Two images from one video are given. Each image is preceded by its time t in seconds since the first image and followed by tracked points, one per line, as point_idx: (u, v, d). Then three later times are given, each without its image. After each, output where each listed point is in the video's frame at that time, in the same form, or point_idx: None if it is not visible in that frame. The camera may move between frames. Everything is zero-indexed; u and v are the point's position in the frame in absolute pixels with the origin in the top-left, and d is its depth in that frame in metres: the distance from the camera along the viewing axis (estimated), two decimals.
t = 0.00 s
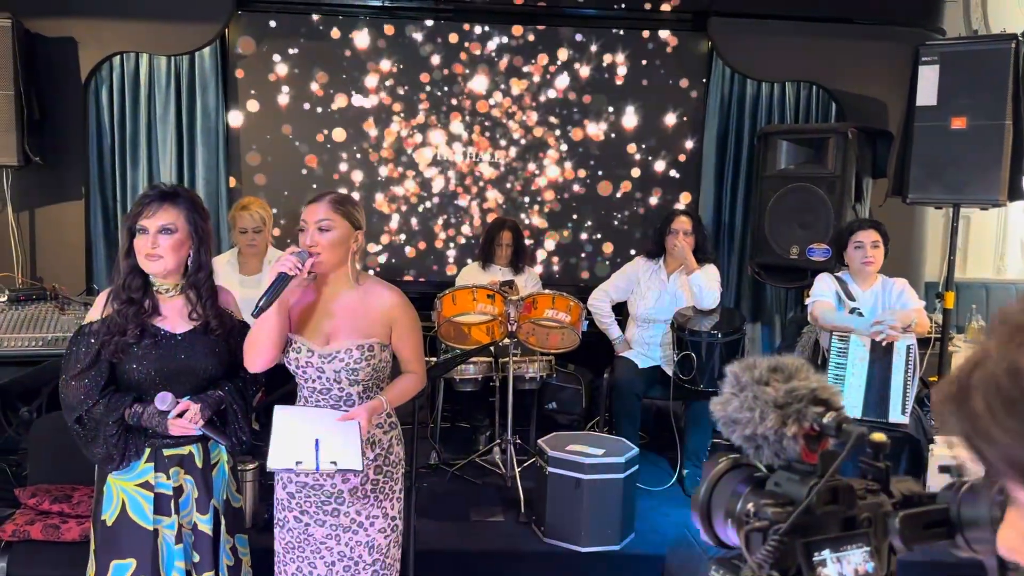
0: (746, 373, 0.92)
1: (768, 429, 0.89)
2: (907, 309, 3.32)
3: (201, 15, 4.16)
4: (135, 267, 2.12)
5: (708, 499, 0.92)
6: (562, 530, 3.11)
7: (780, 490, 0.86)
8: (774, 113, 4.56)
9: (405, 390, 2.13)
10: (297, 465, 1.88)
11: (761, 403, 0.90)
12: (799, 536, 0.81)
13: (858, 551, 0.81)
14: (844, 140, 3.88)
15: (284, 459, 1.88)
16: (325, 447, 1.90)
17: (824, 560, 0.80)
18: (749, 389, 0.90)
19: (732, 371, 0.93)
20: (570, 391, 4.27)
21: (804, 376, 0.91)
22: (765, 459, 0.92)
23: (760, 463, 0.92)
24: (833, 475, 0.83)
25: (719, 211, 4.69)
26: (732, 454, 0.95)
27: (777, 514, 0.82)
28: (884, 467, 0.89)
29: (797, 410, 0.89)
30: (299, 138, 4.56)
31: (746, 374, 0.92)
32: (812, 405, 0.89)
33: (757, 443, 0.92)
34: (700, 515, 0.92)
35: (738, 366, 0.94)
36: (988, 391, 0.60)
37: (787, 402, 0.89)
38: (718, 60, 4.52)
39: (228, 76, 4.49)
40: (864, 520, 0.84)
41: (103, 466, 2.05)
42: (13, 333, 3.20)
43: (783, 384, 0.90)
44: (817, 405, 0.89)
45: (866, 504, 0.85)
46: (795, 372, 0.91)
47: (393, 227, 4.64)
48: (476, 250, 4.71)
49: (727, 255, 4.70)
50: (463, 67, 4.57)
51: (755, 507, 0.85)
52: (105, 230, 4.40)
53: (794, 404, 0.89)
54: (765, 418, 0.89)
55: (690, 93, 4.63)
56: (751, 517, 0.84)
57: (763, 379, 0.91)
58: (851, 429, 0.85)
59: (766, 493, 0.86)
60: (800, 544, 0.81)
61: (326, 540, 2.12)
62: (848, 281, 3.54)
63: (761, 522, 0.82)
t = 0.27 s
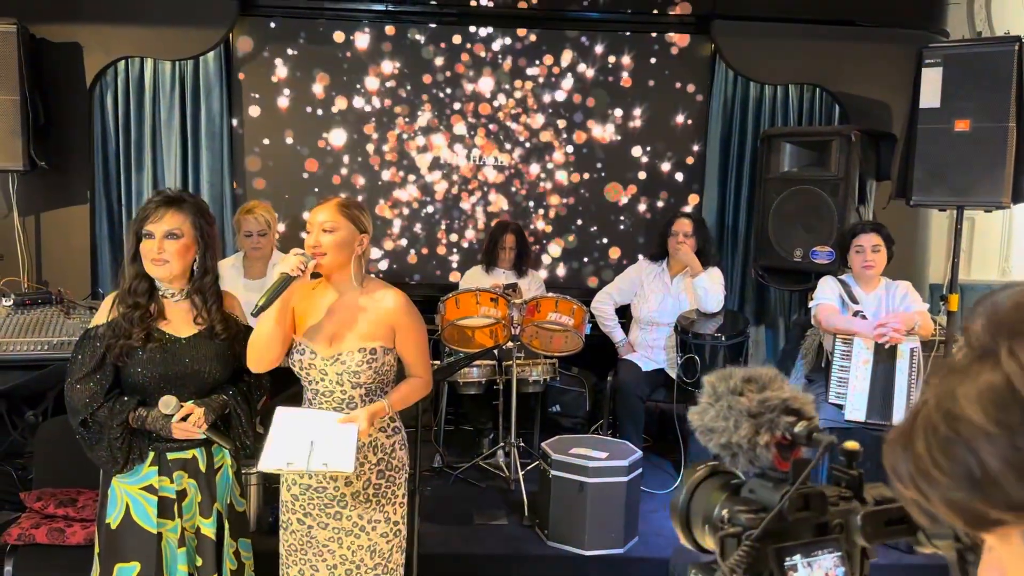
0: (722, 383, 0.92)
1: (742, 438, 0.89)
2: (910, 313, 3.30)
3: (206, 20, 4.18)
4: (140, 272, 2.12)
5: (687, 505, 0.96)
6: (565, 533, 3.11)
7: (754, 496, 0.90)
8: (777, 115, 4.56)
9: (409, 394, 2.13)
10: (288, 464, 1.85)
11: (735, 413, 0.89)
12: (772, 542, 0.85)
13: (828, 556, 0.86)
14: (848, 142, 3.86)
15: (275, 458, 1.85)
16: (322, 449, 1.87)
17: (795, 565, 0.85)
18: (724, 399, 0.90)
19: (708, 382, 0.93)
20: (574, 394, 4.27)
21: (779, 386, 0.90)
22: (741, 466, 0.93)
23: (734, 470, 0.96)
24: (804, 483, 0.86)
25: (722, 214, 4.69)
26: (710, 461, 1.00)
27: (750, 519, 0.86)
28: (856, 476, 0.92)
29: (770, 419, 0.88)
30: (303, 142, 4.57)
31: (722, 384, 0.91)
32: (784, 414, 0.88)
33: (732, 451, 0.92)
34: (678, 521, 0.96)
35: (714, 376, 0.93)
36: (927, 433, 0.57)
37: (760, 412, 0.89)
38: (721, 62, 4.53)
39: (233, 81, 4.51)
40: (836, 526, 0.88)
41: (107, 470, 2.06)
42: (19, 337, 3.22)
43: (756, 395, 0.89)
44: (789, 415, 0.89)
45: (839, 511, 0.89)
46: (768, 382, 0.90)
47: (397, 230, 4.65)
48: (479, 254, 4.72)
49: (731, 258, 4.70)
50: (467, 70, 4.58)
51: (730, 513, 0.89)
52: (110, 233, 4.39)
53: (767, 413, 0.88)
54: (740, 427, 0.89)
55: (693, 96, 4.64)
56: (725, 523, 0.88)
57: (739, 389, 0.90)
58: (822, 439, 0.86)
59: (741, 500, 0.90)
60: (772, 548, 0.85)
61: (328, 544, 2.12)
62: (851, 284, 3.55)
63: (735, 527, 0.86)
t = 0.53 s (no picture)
0: (707, 389, 0.95)
1: (727, 441, 0.92)
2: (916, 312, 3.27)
3: (212, 23, 4.20)
4: (150, 274, 2.16)
5: (675, 506, 0.97)
6: (571, 534, 3.11)
7: (739, 499, 0.92)
8: (782, 116, 4.56)
9: (414, 396, 2.13)
10: (285, 465, 1.84)
11: (720, 417, 0.92)
12: (755, 543, 0.88)
13: (811, 556, 0.89)
14: (853, 143, 3.85)
15: (272, 459, 1.84)
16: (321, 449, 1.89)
17: (777, 565, 0.87)
18: (709, 403, 0.92)
19: (695, 388, 0.96)
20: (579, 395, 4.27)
21: (762, 392, 0.93)
22: (727, 470, 0.95)
23: (722, 473, 0.97)
24: (787, 484, 0.88)
25: (727, 215, 4.69)
26: (699, 464, 1.02)
27: (735, 521, 0.88)
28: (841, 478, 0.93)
29: (754, 424, 0.91)
30: (309, 144, 4.59)
31: (708, 390, 0.94)
32: (767, 418, 0.91)
33: (718, 455, 0.95)
34: (666, 522, 0.97)
35: (702, 382, 0.96)
36: (894, 448, 0.58)
37: (744, 417, 0.92)
38: (726, 63, 4.52)
39: (239, 84, 4.53)
40: (818, 527, 0.90)
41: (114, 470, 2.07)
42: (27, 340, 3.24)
43: (741, 399, 0.92)
44: (773, 419, 0.91)
45: (821, 512, 0.91)
46: (753, 388, 0.93)
47: (401, 233, 4.66)
48: (484, 255, 4.72)
49: (736, 258, 4.70)
50: (472, 72, 4.58)
51: (716, 515, 0.90)
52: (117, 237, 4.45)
53: (750, 418, 0.91)
54: (724, 431, 0.92)
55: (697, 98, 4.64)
56: (710, 525, 0.90)
57: (724, 394, 0.93)
58: (803, 442, 0.88)
59: (726, 502, 0.91)
60: (755, 549, 0.87)
61: (333, 544, 2.13)
62: (855, 284, 3.54)
63: (720, 529, 0.88)
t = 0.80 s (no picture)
0: (703, 392, 1.01)
1: (722, 441, 0.97)
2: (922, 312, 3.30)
3: (218, 26, 4.22)
4: (155, 276, 2.15)
5: (673, 505, 1.02)
6: (577, 535, 3.12)
7: (734, 499, 0.95)
8: (787, 116, 4.56)
9: (418, 398, 2.13)
10: (286, 467, 1.82)
11: (715, 419, 0.97)
12: (749, 542, 0.90)
13: (804, 556, 0.91)
14: (858, 143, 3.86)
15: (274, 461, 1.83)
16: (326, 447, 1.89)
17: (771, 564, 0.90)
18: (705, 405, 0.98)
19: (691, 390, 1.02)
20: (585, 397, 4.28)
21: (756, 394, 0.99)
22: (723, 471, 1.00)
23: (718, 474, 1.01)
24: (781, 484, 0.91)
25: (733, 215, 4.69)
26: (697, 466, 1.07)
27: (729, 520, 0.91)
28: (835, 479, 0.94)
29: (748, 425, 0.96)
30: (315, 146, 4.61)
31: (703, 392, 1.00)
32: (761, 420, 0.96)
33: (714, 456, 1.00)
34: (665, 520, 1.03)
35: (697, 385, 1.02)
36: (884, 447, 0.59)
37: (738, 418, 0.97)
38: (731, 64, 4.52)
39: (245, 86, 4.55)
40: (812, 526, 0.93)
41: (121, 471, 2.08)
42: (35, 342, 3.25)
43: (735, 401, 0.98)
44: (766, 420, 0.97)
45: (815, 513, 0.92)
46: (747, 391, 0.99)
47: (406, 234, 4.68)
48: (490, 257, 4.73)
49: (742, 259, 4.70)
50: (477, 74, 4.59)
51: (711, 515, 0.93)
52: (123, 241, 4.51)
53: (745, 419, 0.96)
54: (719, 432, 0.97)
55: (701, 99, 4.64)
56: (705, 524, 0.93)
57: (719, 397, 0.99)
58: (795, 442, 0.92)
59: (721, 502, 0.95)
60: (750, 547, 0.90)
61: (338, 544, 2.13)
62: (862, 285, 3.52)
63: (715, 528, 0.91)
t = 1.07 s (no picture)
0: (699, 385, 0.96)
1: (716, 436, 0.93)
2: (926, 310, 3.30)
3: (220, 28, 4.22)
4: (156, 277, 2.14)
5: (669, 500, 1.00)
6: (580, 536, 3.11)
7: (729, 492, 0.92)
8: (790, 116, 4.55)
9: (419, 397, 2.12)
10: (288, 460, 1.83)
11: (710, 413, 0.93)
12: (743, 535, 0.87)
13: (799, 548, 0.87)
14: (861, 142, 3.85)
15: (277, 454, 1.85)
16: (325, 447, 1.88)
17: (766, 556, 0.86)
18: (699, 399, 0.94)
19: (685, 383, 0.97)
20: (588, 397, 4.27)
21: (752, 387, 0.94)
22: (718, 464, 0.96)
23: (713, 467, 0.98)
24: (776, 477, 0.88)
25: (736, 215, 4.68)
26: (693, 459, 1.04)
27: (724, 513, 0.89)
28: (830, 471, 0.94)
29: (743, 418, 0.92)
30: (317, 148, 4.60)
31: (698, 386, 0.96)
32: (756, 413, 0.92)
33: (708, 450, 0.96)
34: (661, 514, 1.01)
35: (693, 378, 0.97)
36: (871, 443, 0.57)
37: (734, 412, 0.93)
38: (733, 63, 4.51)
39: (246, 87, 4.55)
40: (805, 519, 0.90)
41: (122, 473, 2.07)
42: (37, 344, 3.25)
43: (731, 395, 0.93)
44: (762, 414, 0.92)
45: (809, 506, 0.91)
46: (743, 384, 0.94)
47: (408, 235, 4.67)
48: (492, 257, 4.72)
49: (745, 258, 4.69)
50: (480, 74, 4.59)
51: (706, 507, 0.91)
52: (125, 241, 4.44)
53: (740, 412, 0.92)
54: (714, 426, 0.93)
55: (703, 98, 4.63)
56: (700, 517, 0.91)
57: (714, 391, 0.95)
58: (790, 435, 0.88)
59: (717, 495, 0.93)
60: (744, 541, 0.87)
61: (341, 545, 2.13)
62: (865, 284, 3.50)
63: (709, 520, 0.89)
